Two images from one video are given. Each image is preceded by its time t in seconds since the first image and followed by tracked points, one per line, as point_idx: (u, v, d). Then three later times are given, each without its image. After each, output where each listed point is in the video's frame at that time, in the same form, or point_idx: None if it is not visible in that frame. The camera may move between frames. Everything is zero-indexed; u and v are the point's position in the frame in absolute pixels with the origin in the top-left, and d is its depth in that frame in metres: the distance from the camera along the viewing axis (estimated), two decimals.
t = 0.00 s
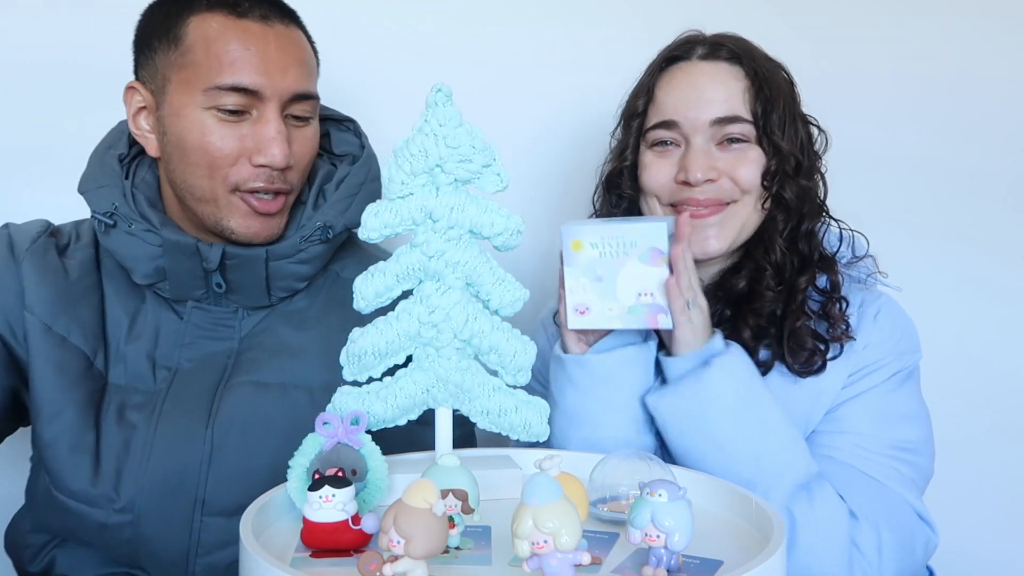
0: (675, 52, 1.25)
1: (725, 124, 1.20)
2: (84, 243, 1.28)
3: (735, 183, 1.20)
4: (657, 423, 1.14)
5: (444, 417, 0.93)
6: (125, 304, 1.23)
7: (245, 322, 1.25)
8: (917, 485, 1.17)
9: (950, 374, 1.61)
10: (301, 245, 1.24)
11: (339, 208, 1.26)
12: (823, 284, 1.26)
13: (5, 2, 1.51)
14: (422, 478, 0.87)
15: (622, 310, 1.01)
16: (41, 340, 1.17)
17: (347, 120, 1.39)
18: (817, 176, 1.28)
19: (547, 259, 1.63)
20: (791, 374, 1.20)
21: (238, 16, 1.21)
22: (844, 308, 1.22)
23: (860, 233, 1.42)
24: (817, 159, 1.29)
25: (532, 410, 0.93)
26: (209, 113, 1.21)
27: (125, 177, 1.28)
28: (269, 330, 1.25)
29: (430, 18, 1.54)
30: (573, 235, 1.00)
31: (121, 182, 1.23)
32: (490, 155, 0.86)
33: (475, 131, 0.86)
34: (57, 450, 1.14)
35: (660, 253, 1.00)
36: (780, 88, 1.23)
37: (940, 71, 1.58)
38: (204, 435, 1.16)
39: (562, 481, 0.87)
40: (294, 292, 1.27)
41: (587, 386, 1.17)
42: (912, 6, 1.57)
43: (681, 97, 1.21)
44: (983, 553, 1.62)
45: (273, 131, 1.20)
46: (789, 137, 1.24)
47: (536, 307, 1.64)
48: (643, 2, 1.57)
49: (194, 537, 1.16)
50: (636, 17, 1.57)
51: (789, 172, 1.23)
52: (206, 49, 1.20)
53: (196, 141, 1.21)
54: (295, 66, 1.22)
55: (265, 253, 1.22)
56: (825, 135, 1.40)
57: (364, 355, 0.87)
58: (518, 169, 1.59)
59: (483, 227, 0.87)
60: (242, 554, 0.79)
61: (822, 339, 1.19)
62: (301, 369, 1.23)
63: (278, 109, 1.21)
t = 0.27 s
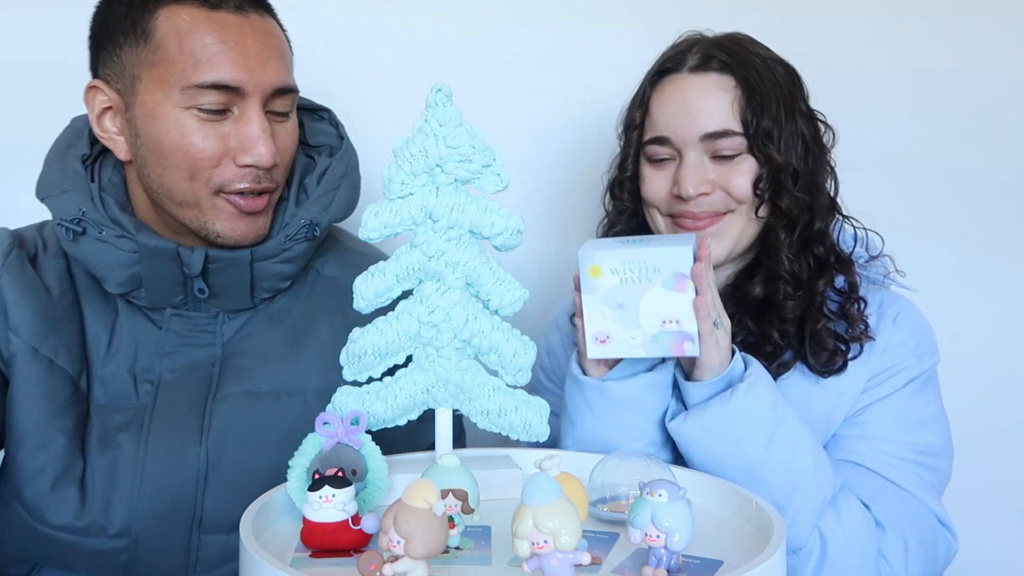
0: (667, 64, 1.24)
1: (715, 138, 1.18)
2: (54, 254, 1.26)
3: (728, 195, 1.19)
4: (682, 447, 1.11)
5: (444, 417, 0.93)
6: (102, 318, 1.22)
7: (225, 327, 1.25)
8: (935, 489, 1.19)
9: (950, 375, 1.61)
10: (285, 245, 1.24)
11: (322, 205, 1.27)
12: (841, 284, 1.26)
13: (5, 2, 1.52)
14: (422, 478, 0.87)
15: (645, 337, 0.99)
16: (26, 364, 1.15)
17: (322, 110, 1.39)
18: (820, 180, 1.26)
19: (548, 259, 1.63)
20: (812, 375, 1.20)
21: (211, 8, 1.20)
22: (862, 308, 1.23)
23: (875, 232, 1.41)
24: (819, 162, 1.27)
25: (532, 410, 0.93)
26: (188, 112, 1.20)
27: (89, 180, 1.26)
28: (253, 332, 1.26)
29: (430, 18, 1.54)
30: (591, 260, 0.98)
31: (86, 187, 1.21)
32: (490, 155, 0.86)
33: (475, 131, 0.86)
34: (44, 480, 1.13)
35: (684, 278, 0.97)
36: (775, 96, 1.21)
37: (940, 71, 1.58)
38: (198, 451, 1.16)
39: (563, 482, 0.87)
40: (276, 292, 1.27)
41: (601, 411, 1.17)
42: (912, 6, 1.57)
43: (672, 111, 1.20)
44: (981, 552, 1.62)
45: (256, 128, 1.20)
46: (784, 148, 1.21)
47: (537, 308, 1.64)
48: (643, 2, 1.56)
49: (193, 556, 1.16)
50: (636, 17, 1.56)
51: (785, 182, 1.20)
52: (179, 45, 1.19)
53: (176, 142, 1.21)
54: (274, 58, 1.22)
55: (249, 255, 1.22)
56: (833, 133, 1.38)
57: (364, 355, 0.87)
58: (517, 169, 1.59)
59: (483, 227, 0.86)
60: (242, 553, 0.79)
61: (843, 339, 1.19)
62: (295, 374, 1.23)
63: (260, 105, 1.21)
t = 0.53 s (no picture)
0: (685, 67, 1.24)
1: (735, 141, 1.18)
2: (37, 264, 1.23)
3: (746, 198, 1.19)
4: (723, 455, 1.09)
5: (444, 417, 0.93)
6: (92, 328, 1.22)
7: (221, 329, 1.25)
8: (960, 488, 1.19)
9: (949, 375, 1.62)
10: (282, 242, 1.24)
11: (317, 202, 1.26)
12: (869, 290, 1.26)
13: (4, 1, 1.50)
14: (422, 478, 0.87)
15: (661, 351, 1.02)
16: (21, 383, 1.14)
17: (310, 104, 1.39)
18: (842, 184, 1.25)
19: (547, 259, 1.63)
20: (841, 377, 1.21)
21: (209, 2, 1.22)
22: (890, 313, 1.23)
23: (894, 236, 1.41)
24: (841, 165, 1.26)
25: (532, 410, 0.93)
26: (196, 107, 1.21)
27: (75, 183, 1.25)
28: (248, 335, 1.26)
29: (429, 18, 1.54)
30: (608, 273, 0.99)
31: (74, 191, 1.21)
32: (490, 155, 0.86)
33: (475, 131, 0.86)
34: (40, 501, 1.12)
35: (700, 300, 0.97)
36: (792, 99, 1.20)
37: (938, 72, 1.58)
38: (200, 458, 1.16)
39: (562, 482, 0.87)
40: (273, 290, 1.27)
41: (607, 423, 1.17)
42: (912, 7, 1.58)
43: (691, 114, 1.20)
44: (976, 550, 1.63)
45: (265, 119, 1.22)
46: (804, 151, 1.21)
47: (537, 308, 1.64)
48: (643, 2, 1.57)
49: (196, 563, 1.17)
50: (635, 17, 1.57)
51: (804, 185, 1.20)
52: (182, 40, 1.20)
53: (185, 139, 1.21)
54: (275, 48, 1.24)
55: (246, 254, 1.21)
56: (856, 133, 1.37)
57: (364, 355, 0.87)
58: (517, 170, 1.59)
59: (483, 227, 0.86)
60: (242, 553, 0.79)
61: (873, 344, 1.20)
62: (293, 377, 1.23)
63: (267, 96, 1.23)
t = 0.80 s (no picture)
0: (700, 67, 1.24)
1: (749, 140, 1.18)
2: (51, 262, 1.24)
3: (762, 197, 1.20)
4: (771, 397, 1.05)
5: (444, 417, 0.93)
6: (103, 323, 1.22)
7: (229, 327, 1.25)
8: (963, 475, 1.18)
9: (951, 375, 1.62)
10: (287, 241, 1.24)
11: (321, 200, 1.26)
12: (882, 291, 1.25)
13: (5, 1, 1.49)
14: (422, 478, 0.87)
15: (665, 355, 1.03)
16: (33, 377, 1.14)
17: (315, 106, 1.39)
18: (859, 182, 1.25)
19: (548, 259, 1.63)
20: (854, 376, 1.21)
21: (213, 5, 1.22)
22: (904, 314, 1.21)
23: (903, 239, 1.40)
24: (857, 165, 1.25)
25: (532, 410, 0.93)
26: (201, 109, 1.22)
27: (85, 186, 1.25)
28: (255, 332, 1.26)
29: (430, 18, 1.54)
30: (650, 264, 1.01)
31: (83, 193, 1.20)
32: (490, 155, 0.86)
33: (475, 131, 0.86)
34: (50, 492, 1.12)
35: (721, 327, 0.96)
36: (807, 98, 1.20)
37: (939, 71, 1.58)
38: (207, 452, 1.17)
39: (562, 482, 0.87)
40: (279, 288, 1.27)
41: (615, 413, 1.17)
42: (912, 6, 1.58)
43: (704, 114, 1.20)
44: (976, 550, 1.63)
45: (269, 120, 1.22)
46: (821, 150, 1.20)
47: (538, 308, 1.64)
48: (643, 2, 1.57)
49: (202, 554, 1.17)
50: (636, 17, 1.57)
51: (819, 183, 1.20)
52: (187, 43, 1.21)
53: (192, 139, 1.22)
54: (277, 50, 1.24)
55: (251, 253, 1.22)
56: (871, 133, 1.36)
57: (364, 355, 0.87)
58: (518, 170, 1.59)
59: (483, 227, 0.86)
60: (242, 554, 0.79)
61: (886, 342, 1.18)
62: (296, 375, 1.23)
63: (270, 97, 1.23)
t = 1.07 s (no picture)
0: (697, 68, 1.24)
1: (745, 141, 1.18)
2: (63, 258, 1.24)
3: (757, 198, 1.19)
4: (776, 401, 1.03)
5: (444, 417, 0.93)
6: (114, 318, 1.22)
7: (236, 323, 1.25)
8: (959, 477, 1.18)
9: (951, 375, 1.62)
10: (295, 237, 1.24)
11: (327, 198, 1.26)
12: (877, 291, 1.25)
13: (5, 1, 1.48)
14: (422, 478, 0.87)
15: (649, 358, 1.05)
16: (46, 369, 1.13)
17: (319, 107, 1.40)
18: (854, 184, 1.25)
19: (549, 259, 1.63)
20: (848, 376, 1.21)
21: (225, 5, 1.23)
22: (899, 314, 1.21)
23: (897, 240, 1.40)
24: (852, 166, 1.26)
25: (532, 410, 0.93)
26: (212, 106, 1.22)
27: (97, 183, 1.25)
28: (262, 327, 1.26)
29: (430, 18, 1.54)
30: (649, 269, 1.03)
31: (95, 189, 1.21)
32: (490, 155, 0.86)
33: (475, 131, 0.86)
34: (62, 483, 1.11)
35: (704, 344, 0.98)
36: (803, 99, 1.20)
37: (939, 71, 1.58)
38: (216, 444, 1.16)
39: (562, 481, 0.87)
40: (285, 285, 1.27)
41: (604, 408, 1.17)
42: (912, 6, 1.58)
43: (701, 115, 1.21)
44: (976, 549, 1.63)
45: (278, 116, 1.22)
46: (815, 151, 1.20)
47: (538, 308, 1.64)
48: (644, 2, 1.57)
49: (209, 547, 1.17)
50: (636, 17, 1.57)
51: (815, 185, 1.20)
52: (199, 42, 1.21)
53: (202, 135, 1.22)
54: (287, 50, 1.25)
55: (260, 249, 1.22)
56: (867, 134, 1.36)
57: (364, 355, 0.87)
58: (519, 169, 1.59)
59: (483, 227, 0.86)
60: (242, 554, 0.79)
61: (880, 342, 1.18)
62: (300, 371, 1.23)
63: (279, 95, 1.24)
